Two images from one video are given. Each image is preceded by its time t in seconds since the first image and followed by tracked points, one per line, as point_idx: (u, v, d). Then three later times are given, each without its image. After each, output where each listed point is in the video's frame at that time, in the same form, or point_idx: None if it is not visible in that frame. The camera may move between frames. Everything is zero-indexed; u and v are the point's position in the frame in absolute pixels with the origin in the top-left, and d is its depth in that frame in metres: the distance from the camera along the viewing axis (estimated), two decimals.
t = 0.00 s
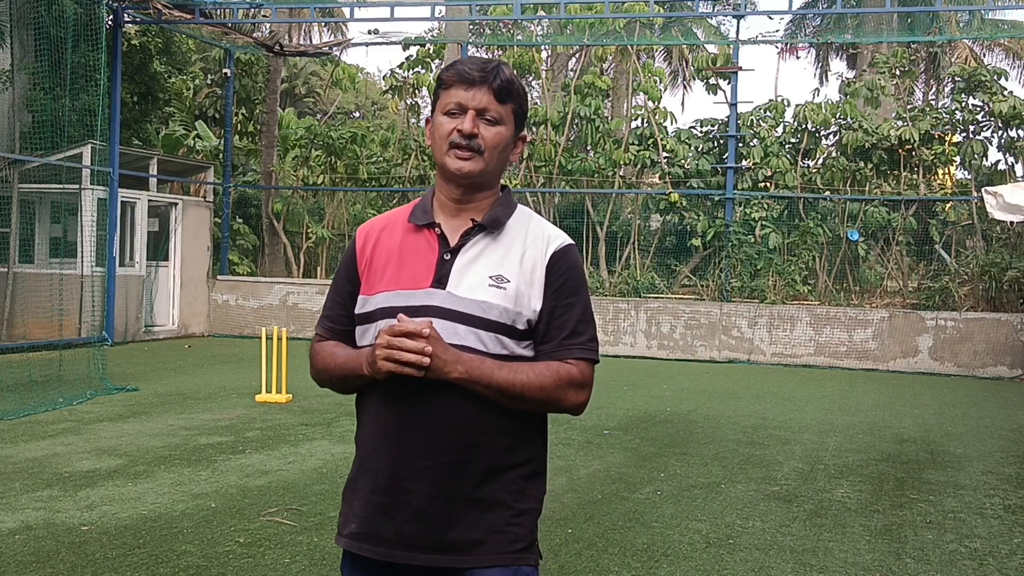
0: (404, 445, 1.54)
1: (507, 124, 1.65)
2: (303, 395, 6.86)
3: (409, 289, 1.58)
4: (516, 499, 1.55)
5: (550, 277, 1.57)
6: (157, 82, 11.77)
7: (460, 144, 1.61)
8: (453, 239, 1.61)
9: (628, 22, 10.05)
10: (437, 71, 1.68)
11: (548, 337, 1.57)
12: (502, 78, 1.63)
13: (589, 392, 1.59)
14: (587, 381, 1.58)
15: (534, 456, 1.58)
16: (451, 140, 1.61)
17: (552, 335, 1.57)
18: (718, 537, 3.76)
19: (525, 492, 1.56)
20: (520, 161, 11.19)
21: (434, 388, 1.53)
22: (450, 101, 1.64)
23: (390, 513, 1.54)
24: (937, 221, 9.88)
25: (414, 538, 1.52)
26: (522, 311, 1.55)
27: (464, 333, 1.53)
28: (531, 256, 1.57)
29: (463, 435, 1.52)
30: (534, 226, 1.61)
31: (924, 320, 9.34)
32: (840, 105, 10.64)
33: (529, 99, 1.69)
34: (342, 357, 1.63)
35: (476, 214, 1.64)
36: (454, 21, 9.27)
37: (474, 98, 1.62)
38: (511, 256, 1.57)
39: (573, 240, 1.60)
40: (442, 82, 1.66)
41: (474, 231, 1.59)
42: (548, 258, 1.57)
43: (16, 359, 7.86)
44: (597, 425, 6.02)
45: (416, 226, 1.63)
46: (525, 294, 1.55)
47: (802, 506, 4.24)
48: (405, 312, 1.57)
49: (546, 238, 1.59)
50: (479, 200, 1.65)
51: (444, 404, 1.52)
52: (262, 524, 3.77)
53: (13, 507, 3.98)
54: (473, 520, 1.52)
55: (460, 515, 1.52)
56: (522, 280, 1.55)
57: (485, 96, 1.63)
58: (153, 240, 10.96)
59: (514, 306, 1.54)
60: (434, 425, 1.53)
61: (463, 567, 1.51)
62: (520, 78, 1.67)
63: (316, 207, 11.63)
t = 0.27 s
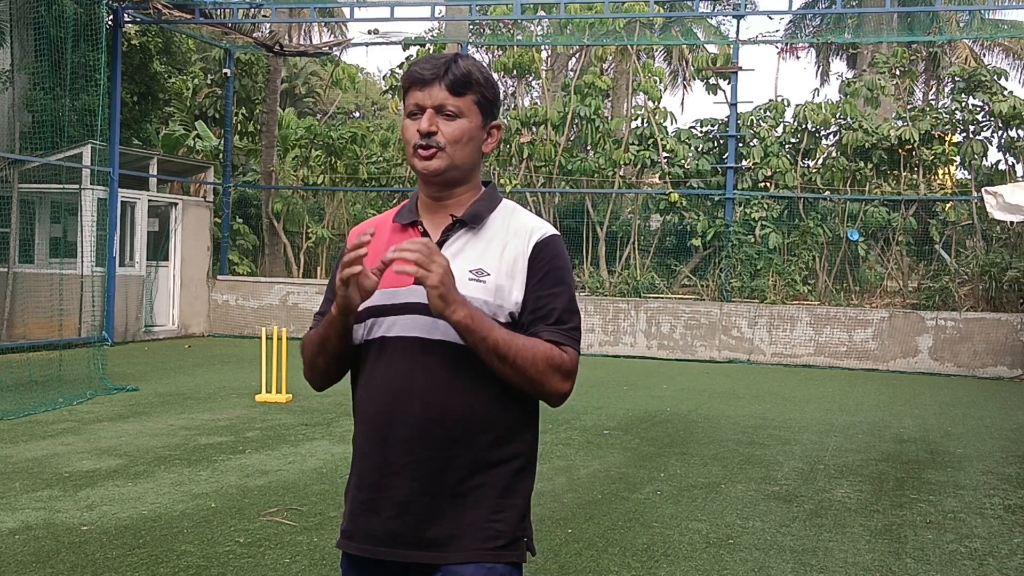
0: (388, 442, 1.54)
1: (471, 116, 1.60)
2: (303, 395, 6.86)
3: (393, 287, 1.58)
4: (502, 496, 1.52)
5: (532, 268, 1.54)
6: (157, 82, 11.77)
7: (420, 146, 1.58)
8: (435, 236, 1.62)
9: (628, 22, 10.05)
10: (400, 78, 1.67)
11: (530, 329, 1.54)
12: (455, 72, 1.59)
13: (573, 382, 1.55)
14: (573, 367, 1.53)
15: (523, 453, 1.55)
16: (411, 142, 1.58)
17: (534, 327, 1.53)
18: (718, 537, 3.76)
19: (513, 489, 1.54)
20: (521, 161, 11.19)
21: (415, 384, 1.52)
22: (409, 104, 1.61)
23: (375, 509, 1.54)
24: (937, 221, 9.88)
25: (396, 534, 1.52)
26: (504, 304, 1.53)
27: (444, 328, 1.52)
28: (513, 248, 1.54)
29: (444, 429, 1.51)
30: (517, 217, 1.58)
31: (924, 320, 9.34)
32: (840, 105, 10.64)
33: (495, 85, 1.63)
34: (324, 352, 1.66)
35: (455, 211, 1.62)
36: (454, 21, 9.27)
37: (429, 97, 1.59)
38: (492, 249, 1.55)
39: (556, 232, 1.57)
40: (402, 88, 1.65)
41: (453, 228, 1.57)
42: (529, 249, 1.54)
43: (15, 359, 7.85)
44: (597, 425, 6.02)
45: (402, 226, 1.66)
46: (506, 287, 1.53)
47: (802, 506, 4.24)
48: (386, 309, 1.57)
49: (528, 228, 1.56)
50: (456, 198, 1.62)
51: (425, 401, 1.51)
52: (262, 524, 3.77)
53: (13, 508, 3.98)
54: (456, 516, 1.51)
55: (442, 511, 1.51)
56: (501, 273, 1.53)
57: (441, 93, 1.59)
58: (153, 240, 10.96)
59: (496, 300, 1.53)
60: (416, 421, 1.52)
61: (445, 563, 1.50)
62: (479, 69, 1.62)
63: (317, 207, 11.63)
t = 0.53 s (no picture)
0: (381, 443, 1.54)
1: (458, 112, 1.60)
2: (303, 395, 6.86)
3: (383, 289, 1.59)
4: (495, 494, 1.52)
5: (519, 265, 1.53)
6: (157, 82, 11.77)
7: (407, 140, 1.58)
8: (422, 235, 1.61)
9: (628, 22, 10.06)
10: (388, 75, 1.68)
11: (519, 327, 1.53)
12: (443, 68, 1.60)
13: (565, 380, 1.53)
14: (563, 365, 1.52)
15: (516, 451, 1.55)
16: (398, 137, 1.59)
17: (523, 324, 1.52)
18: (718, 537, 3.76)
19: (507, 487, 1.53)
20: (521, 161, 11.19)
21: (406, 385, 1.52)
22: (397, 99, 1.62)
23: (369, 510, 1.55)
24: (937, 221, 9.89)
25: (390, 535, 1.52)
26: (493, 302, 1.53)
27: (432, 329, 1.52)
28: (500, 246, 1.54)
29: (435, 430, 1.51)
30: (505, 214, 1.57)
31: (924, 320, 9.34)
32: (840, 105, 10.64)
33: (481, 83, 1.64)
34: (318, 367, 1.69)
35: (441, 209, 1.62)
36: (454, 21, 9.27)
37: (416, 92, 1.60)
38: (479, 248, 1.55)
39: (545, 226, 1.55)
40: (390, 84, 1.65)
41: (441, 227, 1.58)
42: (516, 246, 1.54)
43: (15, 358, 7.85)
44: (597, 425, 6.02)
45: (390, 226, 1.65)
46: (494, 285, 1.53)
47: (802, 506, 4.23)
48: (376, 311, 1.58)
49: (515, 225, 1.56)
50: (442, 196, 1.62)
51: (416, 401, 1.51)
52: (262, 524, 3.77)
53: (13, 508, 3.98)
54: (449, 516, 1.51)
55: (436, 511, 1.51)
56: (489, 271, 1.53)
57: (428, 88, 1.60)
58: (153, 240, 10.96)
59: (483, 298, 1.52)
60: (407, 421, 1.52)
61: (439, 563, 1.50)
62: (466, 66, 1.63)
63: (317, 207, 11.64)
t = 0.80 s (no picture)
0: (379, 448, 1.54)
1: (468, 112, 1.62)
2: (303, 395, 6.86)
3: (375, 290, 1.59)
4: (495, 498, 1.52)
5: (513, 266, 1.52)
6: (157, 82, 11.77)
7: (421, 132, 1.58)
8: (415, 234, 1.60)
9: (628, 22, 10.06)
10: (399, 62, 1.66)
11: (516, 328, 1.52)
12: (463, 67, 1.61)
13: (565, 380, 1.54)
14: (561, 367, 1.52)
15: (514, 454, 1.55)
16: (412, 127, 1.58)
17: (518, 325, 1.52)
18: (718, 537, 3.76)
19: (505, 491, 1.53)
20: (520, 161, 11.19)
21: (403, 388, 1.51)
22: (411, 88, 1.61)
23: (368, 516, 1.55)
24: (937, 221, 9.89)
25: (390, 541, 1.52)
26: (487, 303, 1.52)
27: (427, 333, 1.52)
28: (493, 246, 1.53)
29: (433, 434, 1.50)
30: (498, 213, 1.56)
31: (924, 320, 9.34)
32: (840, 105, 10.64)
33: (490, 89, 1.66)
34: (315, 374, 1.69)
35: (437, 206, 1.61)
36: (454, 21, 9.27)
37: (433, 85, 1.60)
38: (472, 248, 1.54)
39: (538, 225, 1.55)
40: (402, 73, 1.64)
41: (434, 226, 1.57)
42: (509, 247, 1.53)
43: (16, 359, 7.85)
44: (597, 425, 6.02)
45: (381, 225, 1.64)
46: (488, 286, 1.52)
47: (802, 506, 4.23)
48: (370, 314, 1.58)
49: (509, 226, 1.54)
50: (439, 192, 1.62)
51: (413, 406, 1.51)
52: (263, 524, 3.77)
53: (13, 507, 3.98)
54: (448, 521, 1.51)
55: (436, 517, 1.51)
56: (482, 272, 1.52)
57: (445, 84, 1.60)
58: (153, 240, 10.96)
59: (477, 299, 1.52)
60: (404, 425, 1.51)
61: (440, 568, 1.50)
62: (480, 68, 1.65)
63: (317, 207, 11.64)
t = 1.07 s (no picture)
0: (377, 451, 1.53)
1: (474, 110, 1.62)
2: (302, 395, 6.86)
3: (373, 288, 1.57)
4: (492, 504, 1.53)
5: (516, 268, 1.51)
6: (157, 82, 11.77)
7: (429, 128, 1.57)
8: (415, 232, 1.59)
9: (628, 22, 10.06)
10: (402, 57, 1.65)
11: (518, 332, 1.51)
12: (471, 64, 1.61)
13: (564, 386, 1.54)
14: (562, 371, 1.52)
15: (510, 459, 1.55)
16: (420, 124, 1.57)
17: (521, 328, 1.51)
18: (718, 537, 3.76)
19: (502, 497, 1.54)
20: (520, 161, 11.20)
21: (402, 389, 1.51)
22: (417, 83, 1.60)
23: (364, 519, 1.53)
24: (937, 221, 9.89)
25: (387, 544, 1.51)
26: (489, 305, 1.51)
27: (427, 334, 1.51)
28: (495, 248, 1.52)
29: (432, 437, 1.50)
30: (500, 214, 1.55)
31: (924, 320, 9.34)
32: (840, 105, 10.64)
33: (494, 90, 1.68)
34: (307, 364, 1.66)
35: (439, 206, 1.60)
36: (454, 21, 9.27)
37: (442, 82, 1.59)
38: (474, 248, 1.53)
39: (541, 227, 1.54)
40: (407, 68, 1.63)
41: (435, 225, 1.56)
42: (513, 248, 1.52)
43: (16, 359, 7.85)
44: (597, 425, 6.02)
45: (380, 223, 1.62)
46: (490, 287, 1.51)
47: (802, 506, 4.23)
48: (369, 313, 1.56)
49: (512, 227, 1.53)
50: (441, 191, 1.61)
51: (413, 408, 1.50)
52: (263, 524, 3.77)
53: (13, 507, 3.98)
54: (447, 526, 1.50)
55: (434, 522, 1.50)
56: (484, 273, 1.51)
57: (453, 81, 1.59)
58: (153, 240, 10.96)
59: (479, 301, 1.51)
60: (403, 427, 1.51)
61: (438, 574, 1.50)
62: (485, 68, 1.65)
63: (317, 207, 11.64)
